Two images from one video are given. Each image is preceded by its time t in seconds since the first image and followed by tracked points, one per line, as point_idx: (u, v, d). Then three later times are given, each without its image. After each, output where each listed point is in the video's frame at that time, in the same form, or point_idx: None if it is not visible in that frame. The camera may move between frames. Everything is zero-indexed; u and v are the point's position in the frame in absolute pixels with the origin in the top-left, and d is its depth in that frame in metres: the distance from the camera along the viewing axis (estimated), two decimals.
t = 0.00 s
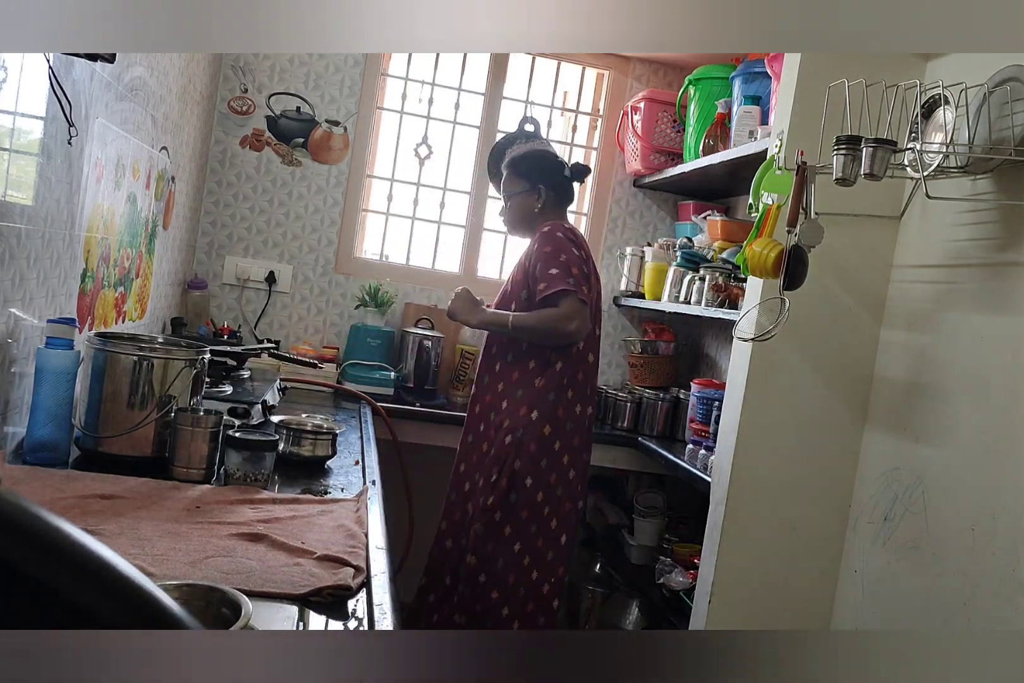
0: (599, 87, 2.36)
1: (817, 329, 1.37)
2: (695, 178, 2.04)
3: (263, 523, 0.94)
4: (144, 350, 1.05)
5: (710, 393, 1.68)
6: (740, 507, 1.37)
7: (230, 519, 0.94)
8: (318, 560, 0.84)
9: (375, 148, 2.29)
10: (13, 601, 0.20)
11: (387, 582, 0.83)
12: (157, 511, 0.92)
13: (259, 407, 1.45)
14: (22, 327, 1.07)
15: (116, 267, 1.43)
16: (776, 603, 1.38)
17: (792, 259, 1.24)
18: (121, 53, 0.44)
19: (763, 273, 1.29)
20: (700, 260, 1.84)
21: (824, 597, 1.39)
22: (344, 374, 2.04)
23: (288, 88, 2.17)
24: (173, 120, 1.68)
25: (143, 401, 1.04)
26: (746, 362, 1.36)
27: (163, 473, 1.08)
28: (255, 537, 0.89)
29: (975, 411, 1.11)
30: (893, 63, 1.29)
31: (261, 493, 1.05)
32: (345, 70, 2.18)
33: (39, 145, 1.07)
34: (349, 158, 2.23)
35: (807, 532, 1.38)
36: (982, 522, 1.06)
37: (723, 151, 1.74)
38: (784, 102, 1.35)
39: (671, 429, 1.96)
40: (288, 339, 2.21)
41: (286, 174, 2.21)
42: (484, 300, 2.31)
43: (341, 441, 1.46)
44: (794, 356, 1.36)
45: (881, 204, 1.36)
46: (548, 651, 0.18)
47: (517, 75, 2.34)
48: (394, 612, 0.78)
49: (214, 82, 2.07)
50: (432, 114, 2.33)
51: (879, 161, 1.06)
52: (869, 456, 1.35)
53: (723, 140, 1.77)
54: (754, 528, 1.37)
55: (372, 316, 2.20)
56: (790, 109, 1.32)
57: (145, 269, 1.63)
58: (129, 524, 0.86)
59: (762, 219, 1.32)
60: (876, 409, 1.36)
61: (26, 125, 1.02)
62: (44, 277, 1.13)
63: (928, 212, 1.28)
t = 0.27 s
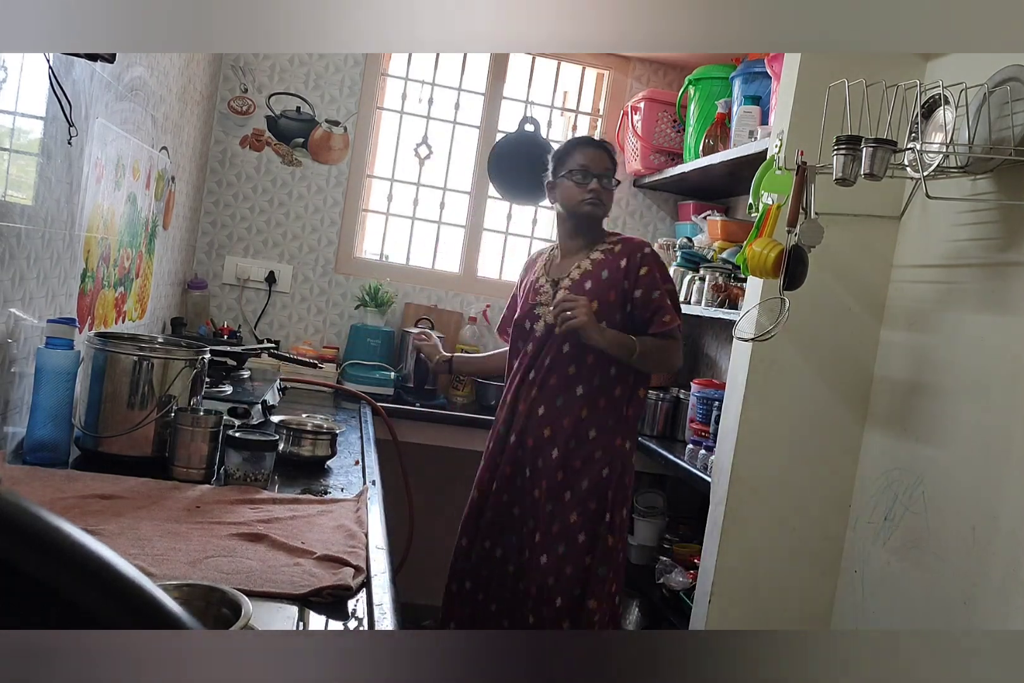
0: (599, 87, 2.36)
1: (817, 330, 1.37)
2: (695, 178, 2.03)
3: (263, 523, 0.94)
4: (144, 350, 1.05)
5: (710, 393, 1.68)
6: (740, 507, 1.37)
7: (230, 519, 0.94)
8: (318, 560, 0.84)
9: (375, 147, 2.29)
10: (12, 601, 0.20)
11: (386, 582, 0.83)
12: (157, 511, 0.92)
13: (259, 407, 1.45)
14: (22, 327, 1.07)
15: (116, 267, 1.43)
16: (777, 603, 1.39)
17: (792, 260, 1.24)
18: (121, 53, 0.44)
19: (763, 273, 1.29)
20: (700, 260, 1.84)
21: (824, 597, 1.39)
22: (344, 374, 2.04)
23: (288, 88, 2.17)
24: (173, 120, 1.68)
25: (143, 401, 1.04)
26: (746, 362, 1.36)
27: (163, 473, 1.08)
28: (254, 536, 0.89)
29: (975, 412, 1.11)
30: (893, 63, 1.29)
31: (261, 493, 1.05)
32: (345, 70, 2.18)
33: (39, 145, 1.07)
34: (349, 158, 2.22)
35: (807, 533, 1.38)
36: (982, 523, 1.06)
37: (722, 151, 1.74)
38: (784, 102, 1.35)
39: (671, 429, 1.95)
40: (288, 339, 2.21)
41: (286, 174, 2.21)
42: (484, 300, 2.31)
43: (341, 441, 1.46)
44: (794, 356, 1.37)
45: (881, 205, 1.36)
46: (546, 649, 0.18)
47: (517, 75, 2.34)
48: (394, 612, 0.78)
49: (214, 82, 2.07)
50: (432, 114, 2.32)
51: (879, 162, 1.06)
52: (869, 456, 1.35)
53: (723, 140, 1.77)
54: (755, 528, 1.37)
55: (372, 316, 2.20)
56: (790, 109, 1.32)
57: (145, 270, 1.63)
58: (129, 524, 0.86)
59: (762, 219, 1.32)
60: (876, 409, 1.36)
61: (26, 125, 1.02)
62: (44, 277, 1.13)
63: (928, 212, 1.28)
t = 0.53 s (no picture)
0: (599, 86, 2.36)
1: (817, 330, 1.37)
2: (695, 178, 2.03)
3: (263, 523, 0.94)
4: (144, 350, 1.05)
5: (710, 394, 1.67)
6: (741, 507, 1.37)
7: (230, 519, 0.94)
8: (318, 560, 0.84)
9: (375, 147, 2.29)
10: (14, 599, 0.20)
11: (386, 582, 0.83)
12: (157, 511, 0.92)
13: (260, 407, 1.45)
14: (22, 327, 1.07)
15: (116, 267, 1.43)
16: (778, 602, 1.38)
17: (793, 260, 1.24)
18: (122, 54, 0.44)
19: (763, 273, 1.29)
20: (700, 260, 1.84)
21: (825, 598, 1.39)
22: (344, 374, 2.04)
23: (287, 88, 2.18)
24: (173, 120, 1.68)
25: (144, 401, 1.04)
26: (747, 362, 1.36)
27: (163, 473, 1.08)
28: (254, 537, 0.89)
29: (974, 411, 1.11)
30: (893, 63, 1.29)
31: (261, 493, 1.05)
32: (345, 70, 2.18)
33: (40, 145, 1.07)
34: (349, 158, 2.22)
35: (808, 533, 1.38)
36: (983, 523, 1.06)
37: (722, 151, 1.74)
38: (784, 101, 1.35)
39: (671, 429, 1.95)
40: (288, 339, 2.21)
41: (286, 173, 2.24)
42: (484, 300, 2.30)
43: (341, 441, 1.46)
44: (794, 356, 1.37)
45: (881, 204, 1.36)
46: (546, 650, 0.18)
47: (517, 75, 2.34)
48: (394, 612, 0.78)
49: (214, 82, 2.07)
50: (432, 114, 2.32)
51: (879, 161, 1.06)
52: (870, 456, 1.35)
53: (723, 139, 1.77)
54: (755, 528, 1.37)
55: (372, 315, 2.23)
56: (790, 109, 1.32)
57: (145, 269, 1.63)
58: (129, 524, 0.86)
59: (762, 219, 1.32)
60: (877, 409, 1.36)
61: (26, 125, 1.02)
62: (44, 277, 1.13)
63: (928, 212, 1.28)
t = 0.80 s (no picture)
0: (599, 87, 2.35)
1: (817, 329, 1.37)
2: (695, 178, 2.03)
3: (263, 523, 0.94)
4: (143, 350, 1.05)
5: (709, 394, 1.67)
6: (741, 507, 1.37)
7: (230, 519, 0.94)
8: (318, 560, 0.84)
9: (375, 147, 2.28)
10: (12, 601, 0.20)
11: (386, 582, 0.83)
12: (157, 510, 0.92)
13: (259, 407, 1.45)
14: (22, 328, 1.07)
15: (116, 267, 1.43)
16: (778, 602, 1.38)
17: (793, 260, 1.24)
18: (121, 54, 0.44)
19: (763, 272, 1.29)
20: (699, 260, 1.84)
21: (825, 598, 1.39)
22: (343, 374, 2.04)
23: (288, 88, 2.17)
24: (173, 120, 1.68)
25: (144, 401, 1.04)
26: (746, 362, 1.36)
27: (163, 473, 1.08)
28: (254, 537, 0.89)
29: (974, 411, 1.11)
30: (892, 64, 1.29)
31: (261, 493, 1.05)
32: (345, 70, 2.18)
33: (39, 145, 1.07)
34: (349, 159, 2.22)
35: (807, 533, 1.38)
36: (982, 523, 1.06)
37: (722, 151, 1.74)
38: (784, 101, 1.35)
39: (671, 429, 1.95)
40: (288, 339, 2.21)
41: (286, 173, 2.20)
42: (484, 301, 2.29)
43: (341, 441, 1.46)
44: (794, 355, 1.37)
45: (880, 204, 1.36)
46: (547, 648, 0.18)
47: (517, 75, 2.33)
48: (394, 612, 0.78)
49: (214, 82, 2.06)
50: (432, 114, 2.32)
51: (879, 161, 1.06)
52: (869, 456, 1.35)
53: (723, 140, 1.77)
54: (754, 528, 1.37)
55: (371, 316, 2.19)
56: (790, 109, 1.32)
57: (145, 269, 1.63)
58: (129, 524, 0.86)
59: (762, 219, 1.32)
60: (876, 409, 1.36)
61: (26, 125, 1.02)
62: (44, 277, 1.13)
63: (928, 212, 1.28)
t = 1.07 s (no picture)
0: (599, 87, 2.35)
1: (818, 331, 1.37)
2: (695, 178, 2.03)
3: (263, 523, 0.94)
4: (144, 350, 1.05)
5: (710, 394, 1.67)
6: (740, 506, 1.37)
7: (230, 519, 0.94)
8: (318, 560, 0.84)
9: (375, 147, 2.28)
10: (11, 601, 0.20)
11: (386, 582, 0.83)
12: (157, 510, 0.92)
13: (259, 407, 1.45)
14: (22, 328, 1.07)
15: (116, 267, 1.43)
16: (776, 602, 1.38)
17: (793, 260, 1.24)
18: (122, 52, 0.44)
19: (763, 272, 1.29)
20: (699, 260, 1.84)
21: (825, 597, 1.39)
22: (343, 374, 2.04)
23: (288, 88, 2.17)
24: (173, 120, 1.68)
25: (144, 401, 1.04)
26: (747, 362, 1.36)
27: (163, 473, 1.08)
28: (254, 536, 0.89)
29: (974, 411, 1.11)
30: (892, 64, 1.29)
31: (261, 493, 1.05)
32: (345, 70, 2.18)
33: (39, 145, 1.07)
34: (349, 159, 2.23)
35: (807, 533, 1.38)
36: (982, 523, 1.06)
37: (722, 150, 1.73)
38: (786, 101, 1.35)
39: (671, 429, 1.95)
40: (288, 339, 2.21)
41: (286, 173, 2.22)
42: (484, 300, 2.30)
43: (341, 441, 1.46)
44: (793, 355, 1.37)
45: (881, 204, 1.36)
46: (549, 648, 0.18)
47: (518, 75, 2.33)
48: (394, 612, 0.78)
49: (214, 82, 2.07)
50: (432, 114, 2.32)
51: (880, 161, 1.06)
52: (869, 456, 1.35)
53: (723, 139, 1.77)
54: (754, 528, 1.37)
55: (372, 316, 2.20)
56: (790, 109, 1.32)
57: (145, 269, 1.63)
58: (129, 523, 0.86)
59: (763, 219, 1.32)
60: (876, 409, 1.36)
61: (26, 125, 1.02)
62: (44, 277, 1.13)
63: (928, 212, 1.28)
